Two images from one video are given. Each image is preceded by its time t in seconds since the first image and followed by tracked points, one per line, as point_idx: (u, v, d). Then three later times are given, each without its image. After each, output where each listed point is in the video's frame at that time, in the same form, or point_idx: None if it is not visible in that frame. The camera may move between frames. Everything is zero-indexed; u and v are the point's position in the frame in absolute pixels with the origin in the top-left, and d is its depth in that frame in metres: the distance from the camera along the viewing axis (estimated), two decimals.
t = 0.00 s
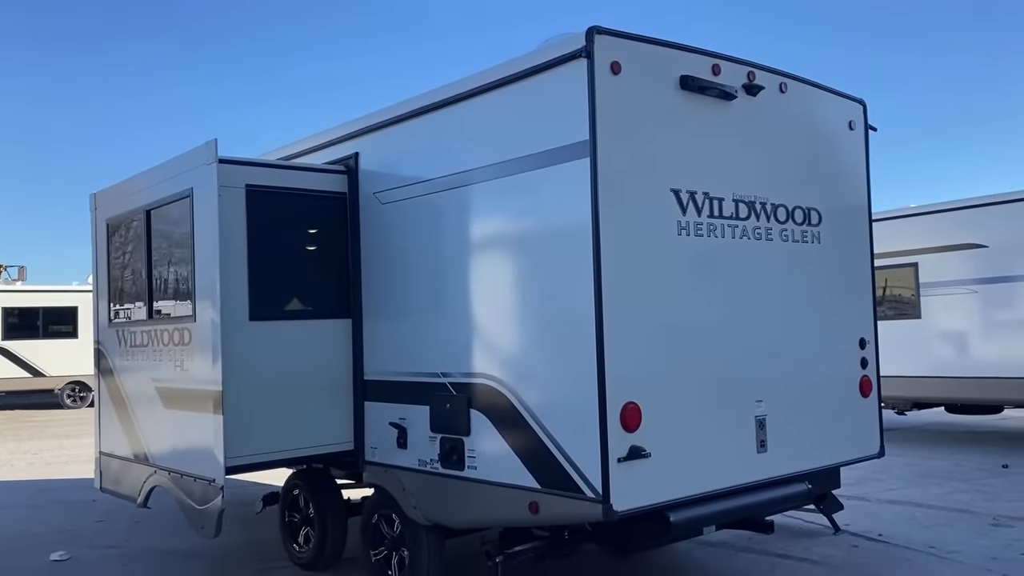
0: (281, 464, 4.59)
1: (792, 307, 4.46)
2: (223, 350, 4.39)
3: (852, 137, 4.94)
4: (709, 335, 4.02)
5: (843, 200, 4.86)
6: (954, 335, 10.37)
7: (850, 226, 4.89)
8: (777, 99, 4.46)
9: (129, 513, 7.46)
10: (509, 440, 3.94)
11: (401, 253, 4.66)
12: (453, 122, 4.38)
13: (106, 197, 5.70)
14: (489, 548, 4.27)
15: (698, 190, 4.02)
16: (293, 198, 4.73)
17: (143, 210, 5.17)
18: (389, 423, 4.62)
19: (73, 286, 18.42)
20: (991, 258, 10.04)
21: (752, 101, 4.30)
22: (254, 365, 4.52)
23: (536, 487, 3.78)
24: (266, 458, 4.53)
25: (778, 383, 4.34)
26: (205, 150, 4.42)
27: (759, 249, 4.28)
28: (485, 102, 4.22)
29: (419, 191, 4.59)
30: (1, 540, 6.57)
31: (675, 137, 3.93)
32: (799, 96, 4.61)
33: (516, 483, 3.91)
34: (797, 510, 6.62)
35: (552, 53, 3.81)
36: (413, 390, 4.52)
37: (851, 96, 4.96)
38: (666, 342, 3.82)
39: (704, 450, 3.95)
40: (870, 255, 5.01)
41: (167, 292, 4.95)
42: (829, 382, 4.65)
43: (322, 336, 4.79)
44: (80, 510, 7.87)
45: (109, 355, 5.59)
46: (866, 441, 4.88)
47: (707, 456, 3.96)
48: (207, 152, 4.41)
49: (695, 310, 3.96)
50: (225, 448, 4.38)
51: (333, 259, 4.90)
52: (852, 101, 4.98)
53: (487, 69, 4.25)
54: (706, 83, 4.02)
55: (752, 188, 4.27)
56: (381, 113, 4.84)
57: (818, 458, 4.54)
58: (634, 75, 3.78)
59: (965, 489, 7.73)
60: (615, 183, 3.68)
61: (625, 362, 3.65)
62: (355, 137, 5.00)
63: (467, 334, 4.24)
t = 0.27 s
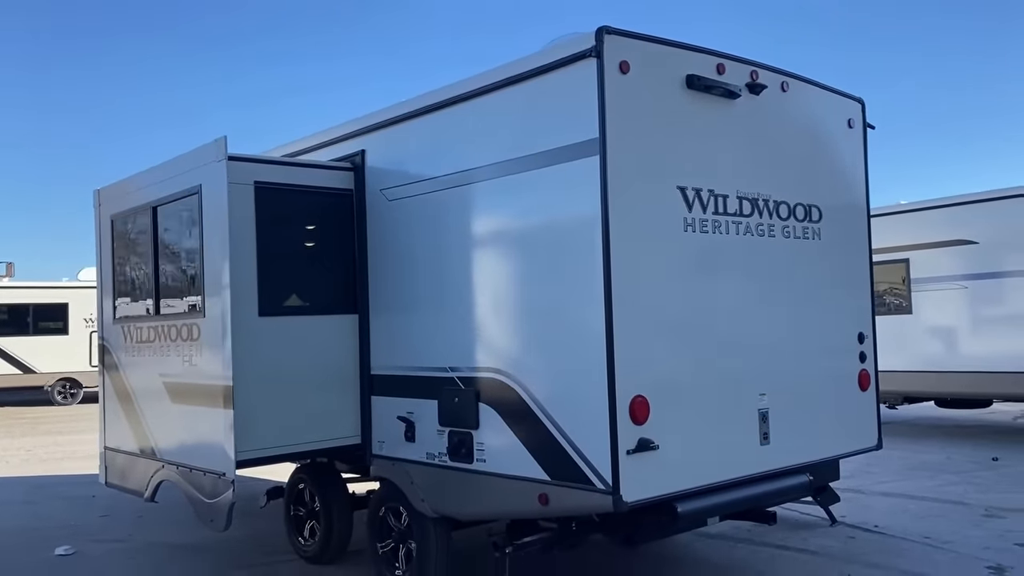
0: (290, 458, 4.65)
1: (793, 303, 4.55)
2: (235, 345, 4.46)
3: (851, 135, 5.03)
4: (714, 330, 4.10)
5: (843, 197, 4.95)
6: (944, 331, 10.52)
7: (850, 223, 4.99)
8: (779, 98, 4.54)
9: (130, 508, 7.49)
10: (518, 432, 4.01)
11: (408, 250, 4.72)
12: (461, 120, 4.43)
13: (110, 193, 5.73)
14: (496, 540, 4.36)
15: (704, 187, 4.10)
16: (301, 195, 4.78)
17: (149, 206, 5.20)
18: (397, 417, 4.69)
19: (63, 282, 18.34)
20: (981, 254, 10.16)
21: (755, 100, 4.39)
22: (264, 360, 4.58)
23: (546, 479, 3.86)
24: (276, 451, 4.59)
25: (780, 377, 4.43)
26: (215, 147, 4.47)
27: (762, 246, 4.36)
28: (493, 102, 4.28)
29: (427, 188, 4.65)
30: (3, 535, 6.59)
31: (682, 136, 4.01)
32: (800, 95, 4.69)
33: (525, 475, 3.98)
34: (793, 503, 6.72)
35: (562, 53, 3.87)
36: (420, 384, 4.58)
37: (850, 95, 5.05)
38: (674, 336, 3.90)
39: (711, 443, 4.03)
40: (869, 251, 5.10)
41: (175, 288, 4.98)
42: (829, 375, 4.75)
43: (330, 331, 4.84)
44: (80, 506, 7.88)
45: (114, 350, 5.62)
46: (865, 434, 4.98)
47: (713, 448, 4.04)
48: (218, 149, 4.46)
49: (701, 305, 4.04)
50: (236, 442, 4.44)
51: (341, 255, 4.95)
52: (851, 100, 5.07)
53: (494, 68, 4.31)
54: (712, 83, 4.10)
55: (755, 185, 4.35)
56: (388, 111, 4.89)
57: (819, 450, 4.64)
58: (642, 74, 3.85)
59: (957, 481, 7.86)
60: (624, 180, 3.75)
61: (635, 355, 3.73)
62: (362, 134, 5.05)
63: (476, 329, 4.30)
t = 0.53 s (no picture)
0: (299, 452, 4.69)
1: (797, 300, 4.61)
2: (245, 340, 4.50)
3: (853, 135, 5.10)
4: (721, 326, 4.16)
5: (845, 195, 5.02)
6: (935, 328, 10.62)
7: (852, 221, 5.06)
8: (784, 98, 4.61)
9: (130, 502, 7.50)
10: (528, 427, 4.07)
11: (416, 246, 4.76)
12: (471, 118, 4.48)
13: (115, 189, 5.75)
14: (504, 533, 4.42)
15: (711, 186, 4.16)
16: (310, 191, 4.82)
17: (157, 201, 5.21)
18: (405, 412, 4.73)
19: (55, 277, 18.25)
20: (973, 253, 10.25)
21: (761, 100, 4.45)
22: (274, 355, 4.62)
23: (556, 473, 3.92)
24: (285, 445, 4.63)
25: (784, 373, 4.50)
26: (226, 143, 4.50)
27: (767, 243, 4.42)
28: (502, 100, 4.33)
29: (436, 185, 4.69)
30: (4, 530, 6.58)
31: (690, 135, 4.07)
32: (805, 95, 4.76)
33: (535, 469, 4.04)
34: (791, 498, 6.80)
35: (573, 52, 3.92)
36: (429, 379, 4.63)
37: (852, 95, 5.12)
38: (682, 332, 3.96)
39: (717, 438, 4.09)
40: (870, 249, 5.17)
41: (183, 283, 5.01)
42: (831, 371, 4.82)
43: (338, 327, 4.88)
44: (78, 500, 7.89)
45: (119, 345, 5.65)
46: (866, 430, 5.05)
47: (719, 443, 4.11)
48: (229, 146, 4.50)
49: (708, 302, 4.11)
50: (247, 436, 4.48)
51: (349, 251, 4.99)
52: (853, 99, 5.14)
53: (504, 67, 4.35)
54: (719, 82, 4.16)
55: (760, 184, 4.41)
56: (396, 108, 4.93)
57: (821, 445, 4.71)
58: (651, 74, 3.91)
59: (951, 477, 7.96)
60: (634, 179, 3.81)
61: (645, 351, 3.78)
62: (369, 131, 5.09)
63: (485, 324, 4.35)
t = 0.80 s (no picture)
0: (304, 448, 4.73)
1: (797, 298, 4.68)
2: (251, 336, 4.53)
3: (852, 136, 5.17)
4: (724, 324, 4.22)
5: (844, 195, 5.09)
6: (924, 328, 10.73)
7: (850, 221, 5.13)
8: (785, 99, 4.67)
9: (126, 499, 7.50)
10: (533, 423, 4.12)
11: (421, 244, 4.80)
12: (476, 117, 4.51)
13: (117, 185, 5.76)
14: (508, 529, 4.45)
15: (715, 186, 4.22)
16: (315, 188, 4.85)
17: (161, 198, 5.23)
18: (409, 409, 4.77)
19: (44, 273, 18.16)
20: (962, 253, 10.37)
21: (762, 101, 4.52)
22: (279, 351, 4.66)
23: (562, 468, 3.97)
24: (290, 441, 4.66)
25: (784, 371, 4.56)
26: (232, 140, 4.52)
27: (768, 242, 4.49)
28: (508, 100, 4.37)
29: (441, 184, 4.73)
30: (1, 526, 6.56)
31: (694, 136, 4.13)
32: (805, 96, 4.82)
33: (540, 465, 4.09)
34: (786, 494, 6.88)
35: (580, 53, 3.97)
36: (433, 376, 4.67)
37: (850, 97, 5.19)
38: (686, 330, 4.02)
39: (720, 434, 4.15)
40: (868, 249, 5.25)
41: (187, 279, 5.03)
42: (830, 368, 4.89)
43: (342, 323, 4.91)
44: (74, 497, 7.87)
45: (121, 341, 5.66)
46: (863, 427, 5.12)
47: (723, 439, 4.16)
48: (236, 143, 4.53)
49: (712, 300, 4.17)
50: (253, 431, 4.51)
51: (353, 248, 5.02)
52: (851, 101, 5.21)
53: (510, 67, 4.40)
54: (722, 84, 4.22)
55: (762, 184, 4.48)
56: (401, 107, 4.97)
57: (819, 441, 4.79)
58: (657, 75, 3.97)
59: (942, 474, 8.07)
60: (641, 178, 3.86)
61: (651, 349, 3.83)
62: (374, 129, 5.12)
63: (490, 322, 4.40)
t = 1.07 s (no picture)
0: (307, 446, 4.75)
1: (796, 296, 4.74)
2: (255, 335, 4.55)
3: (848, 136, 5.24)
4: (727, 322, 4.27)
5: (841, 195, 5.15)
6: (912, 325, 10.84)
7: (847, 220, 5.20)
8: (784, 99, 4.73)
9: (122, 498, 7.48)
10: (538, 421, 4.16)
11: (424, 243, 4.82)
12: (481, 116, 4.54)
13: (117, 184, 5.75)
14: (512, 525, 4.48)
15: (717, 185, 4.27)
16: (318, 187, 4.87)
17: (162, 197, 5.24)
18: (413, 406, 4.80)
19: (30, 271, 18.00)
20: (950, 251, 10.47)
21: (762, 101, 4.57)
22: (283, 350, 4.68)
23: (567, 465, 4.01)
24: (294, 439, 4.68)
25: (784, 368, 4.62)
26: (239, 139, 4.57)
27: (769, 241, 4.54)
28: (512, 99, 4.40)
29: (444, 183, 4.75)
30: None
31: (698, 136, 4.17)
32: (804, 96, 4.88)
33: (545, 462, 4.13)
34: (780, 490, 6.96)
35: (585, 54, 4.01)
36: (437, 374, 4.70)
37: (847, 97, 5.25)
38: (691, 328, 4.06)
39: (724, 431, 4.20)
40: (864, 247, 5.31)
41: (189, 278, 5.04)
42: (828, 366, 4.95)
43: (344, 322, 4.93)
44: (68, 496, 7.84)
45: (121, 340, 5.66)
46: (860, 423, 5.20)
47: (726, 435, 4.21)
48: (240, 143, 4.55)
49: (715, 298, 4.22)
50: (257, 429, 4.53)
51: (355, 247, 5.04)
52: (848, 101, 5.27)
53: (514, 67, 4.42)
54: (724, 85, 4.27)
55: (762, 184, 4.54)
56: (403, 106, 4.99)
57: (818, 438, 4.85)
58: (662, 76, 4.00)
59: (932, 469, 8.18)
60: (647, 177, 3.89)
61: (657, 347, 3.87)
62: (375, 129, 5.14)
63: (494, 320, 4.42)
